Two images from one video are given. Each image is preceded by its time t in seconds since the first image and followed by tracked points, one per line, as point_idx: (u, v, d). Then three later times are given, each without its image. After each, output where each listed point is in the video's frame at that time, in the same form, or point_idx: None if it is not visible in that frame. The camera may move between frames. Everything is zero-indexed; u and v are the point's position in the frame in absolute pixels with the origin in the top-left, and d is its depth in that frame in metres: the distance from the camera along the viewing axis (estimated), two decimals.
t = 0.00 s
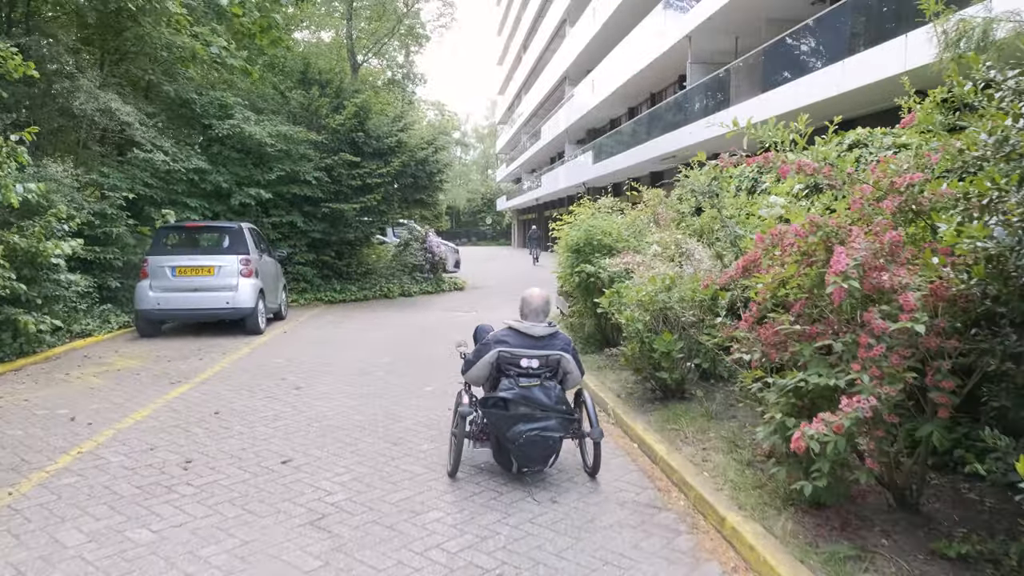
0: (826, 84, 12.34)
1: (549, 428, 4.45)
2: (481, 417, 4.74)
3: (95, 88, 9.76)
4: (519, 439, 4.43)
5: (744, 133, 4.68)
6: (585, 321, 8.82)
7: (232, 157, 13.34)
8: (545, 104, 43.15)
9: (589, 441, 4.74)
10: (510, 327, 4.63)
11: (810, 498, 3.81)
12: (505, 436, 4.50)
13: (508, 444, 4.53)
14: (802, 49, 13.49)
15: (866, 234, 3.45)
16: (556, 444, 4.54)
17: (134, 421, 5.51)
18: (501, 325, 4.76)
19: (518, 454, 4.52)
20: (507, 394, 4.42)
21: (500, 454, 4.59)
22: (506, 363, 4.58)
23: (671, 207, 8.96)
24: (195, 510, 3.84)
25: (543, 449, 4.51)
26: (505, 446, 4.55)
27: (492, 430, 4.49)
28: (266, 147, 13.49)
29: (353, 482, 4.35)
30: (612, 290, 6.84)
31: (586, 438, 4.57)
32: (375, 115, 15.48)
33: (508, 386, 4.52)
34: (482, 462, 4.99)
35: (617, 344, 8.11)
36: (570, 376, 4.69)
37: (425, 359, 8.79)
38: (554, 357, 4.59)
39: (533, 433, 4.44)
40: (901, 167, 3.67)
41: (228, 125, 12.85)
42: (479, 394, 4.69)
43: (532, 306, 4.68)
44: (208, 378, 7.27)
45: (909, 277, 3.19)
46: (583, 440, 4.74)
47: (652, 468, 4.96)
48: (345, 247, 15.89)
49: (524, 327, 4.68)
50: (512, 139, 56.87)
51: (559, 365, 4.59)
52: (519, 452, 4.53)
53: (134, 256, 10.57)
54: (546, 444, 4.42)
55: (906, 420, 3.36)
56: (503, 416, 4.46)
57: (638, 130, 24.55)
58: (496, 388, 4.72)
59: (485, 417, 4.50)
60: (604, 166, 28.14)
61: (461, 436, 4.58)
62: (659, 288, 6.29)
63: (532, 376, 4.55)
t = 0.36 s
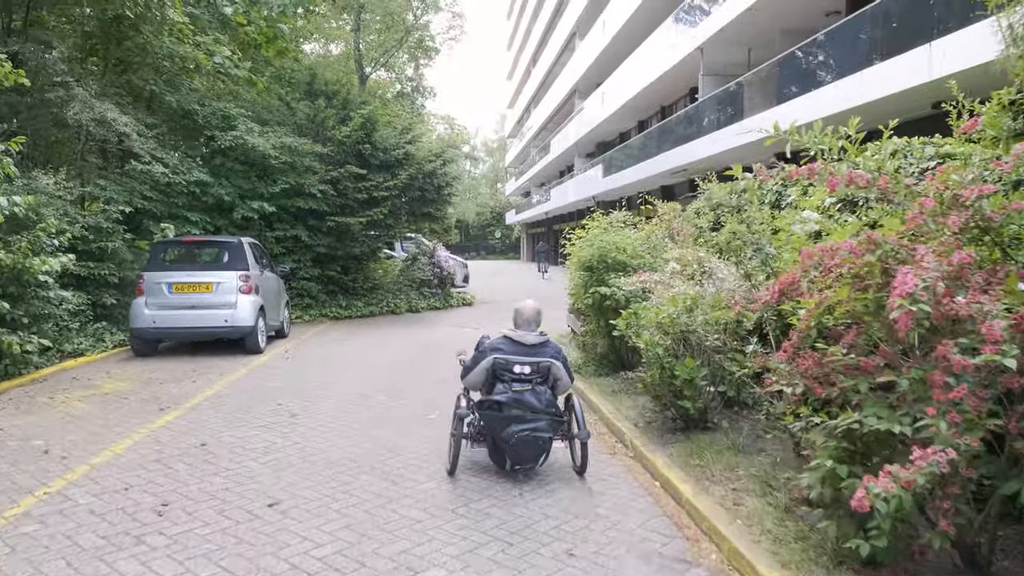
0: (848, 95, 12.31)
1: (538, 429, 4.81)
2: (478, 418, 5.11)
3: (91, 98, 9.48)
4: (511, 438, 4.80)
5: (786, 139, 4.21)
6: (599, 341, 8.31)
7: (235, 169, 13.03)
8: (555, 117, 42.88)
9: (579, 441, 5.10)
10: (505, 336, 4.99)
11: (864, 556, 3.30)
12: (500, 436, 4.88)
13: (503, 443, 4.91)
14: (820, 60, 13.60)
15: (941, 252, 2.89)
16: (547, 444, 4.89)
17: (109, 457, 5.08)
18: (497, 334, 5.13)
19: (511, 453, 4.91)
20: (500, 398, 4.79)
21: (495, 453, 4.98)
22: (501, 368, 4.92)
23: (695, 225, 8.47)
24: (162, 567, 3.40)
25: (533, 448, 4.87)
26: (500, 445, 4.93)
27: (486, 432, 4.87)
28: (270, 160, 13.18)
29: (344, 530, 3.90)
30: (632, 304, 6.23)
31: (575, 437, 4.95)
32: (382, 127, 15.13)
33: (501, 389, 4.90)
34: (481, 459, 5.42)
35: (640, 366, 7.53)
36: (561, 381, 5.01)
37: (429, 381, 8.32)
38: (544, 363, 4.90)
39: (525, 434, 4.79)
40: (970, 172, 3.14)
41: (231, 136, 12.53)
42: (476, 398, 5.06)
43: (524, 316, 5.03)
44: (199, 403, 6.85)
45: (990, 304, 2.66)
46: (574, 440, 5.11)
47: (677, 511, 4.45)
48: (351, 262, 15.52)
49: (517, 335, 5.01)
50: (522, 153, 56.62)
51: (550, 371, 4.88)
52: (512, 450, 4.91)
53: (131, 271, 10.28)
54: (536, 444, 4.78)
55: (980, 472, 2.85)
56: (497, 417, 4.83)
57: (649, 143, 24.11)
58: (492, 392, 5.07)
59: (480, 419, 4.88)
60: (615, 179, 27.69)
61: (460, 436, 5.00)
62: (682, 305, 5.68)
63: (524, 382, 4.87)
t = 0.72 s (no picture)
0: (867, 100, 11.94)
1: (530, 425, 5.23)
2: (476, 417, 5.53)
3: (80, 101, 9.20)
4: (505, 433, 5.23)
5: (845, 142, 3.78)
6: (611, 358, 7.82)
7: (234, 177, 12.69)
8: (560, 126, 42.55)
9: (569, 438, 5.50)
10: (500, 341, 5.47)
11: None
12: (495, 432, 5.30)
13: (498, 438, 5.34)
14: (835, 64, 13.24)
15: None
16: (538, 439, 5.31)
17: (84, 489, 4.67)
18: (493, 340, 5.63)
19: (506, 448, 5.33)
20: (495, 397, 5.22)
21: (490, 449, 5.40)
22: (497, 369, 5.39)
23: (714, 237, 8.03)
24: None
25: (525, 442, 5.29)
26: (495, 441, 5.35)
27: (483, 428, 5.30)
28: (270, 167, 12.83)
29: None
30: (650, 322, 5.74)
31: (564, 434, 5.38)
32: (385, 134, 14.79)
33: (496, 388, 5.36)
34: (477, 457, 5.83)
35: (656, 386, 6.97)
36: (552, 383, 5.44)
37: (431, 398, 7.90)
38: (536, 365, 5.35)
39: (517, 429, 5.22)
40: None
41: (228, 142, 12.19)
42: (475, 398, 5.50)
43: (518, 323, 5.53)
44: (187, 424, 6.43)
45: None
46: (564, 438, 5.52)
47: (704, 555, 4.00)
48: (353, 272, 15.12)
49: (513, 340, 5.49)
50: (526, 161, 56.35)
51: (540, 372, 5.34)
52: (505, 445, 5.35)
53: (123, 282, 9.93)
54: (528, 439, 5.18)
55: None
56: (493, 414, 5.26)
57: (657, 151, 23.64)
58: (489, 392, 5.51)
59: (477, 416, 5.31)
60: (621, 187, 27.23)
61: (458, 432, 5.42)
62: (706, 324, 5.18)
63: (518, 382, 5.30)
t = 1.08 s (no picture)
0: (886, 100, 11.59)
1: (525, 419, 5.59)
2: (474, 412, 5.89)
3: (64, 101, 8.91)
4: (501, 426, 5.60)
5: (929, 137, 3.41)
6: (622, 371, 7.31)
7: (229, 179, 12.30)
8: (562, 129, 42.17)
9: (561, 432, 5.86)
10: (497, 342, 5.83)
11: None
12: (490, 426, 5.68)
13: (495, 432, 5.70)
14: (851, 64, 12.90)
15: None
16: (532, 433, 5.67)
17: (54, 522, 4.27)
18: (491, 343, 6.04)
19: (502, 440, 5.69)
20: (492, 393, 5.60)
21: (487, 441, 5.77)
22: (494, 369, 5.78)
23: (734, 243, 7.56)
24: None
25: (520, 435, 5.66)
26: (492, 434, 5.72)
27: (479, 423, 5.66)
28: (266, 170, 12.45)
29: None
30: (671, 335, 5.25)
31: (556, 428, 5.75)
32: (385, 137, 14.40)
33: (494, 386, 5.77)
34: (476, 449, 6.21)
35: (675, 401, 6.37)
36: (545, 382, 5.81)
37: (432, 412, 7.46)
38: (531, 365, 5.73)
39: (513, 423, 5.58)
40: None
41: (222, 144, 11.83)
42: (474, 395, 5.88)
43: (515, 326, 5.90)
44: (172, 443, 6.02)
45: None
46: (556, 432, 5.90)
47: None
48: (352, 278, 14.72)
49: (510, 342, 5.86)
50: (527, 166, 56.01)
51: (534, 371, 5.73)
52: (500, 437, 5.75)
53: (112, 289, 9.54)
54: (522, 432, 5.53)
55: None
56: (489, 409, 5.64)
57: (662, 154, 23.22)
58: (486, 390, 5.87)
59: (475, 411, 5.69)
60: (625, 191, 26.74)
61: (458, 426, 5.81)
62: (734, 338, 4.73)
63: (514, 380, 5.67)
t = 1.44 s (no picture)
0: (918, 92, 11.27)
1: (521, 412, 6.00)
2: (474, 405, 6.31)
3: (44, 96, 8.40)
4: (499, 419, 6.04)
5: None
6: (637, 382, 6.84)
7: (220, 181, 11.86)
8: (562, 130, 41.68)
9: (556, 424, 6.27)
10: (494, 340, 6.20)
11: None
12: (489, 418, 6.12)
13: (494, 424, 6.13)
14: (874, 57, 12.54)
15: None
16: (527, 425, 6.09)
17: (12, 560, 3.78)
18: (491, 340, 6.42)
19: (500, 431, 6.12)
20: (490, 388, 6.02)
21: (486, 433, 6.21)
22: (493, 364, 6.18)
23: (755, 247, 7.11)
24: None
25: (516, 427, 6.09)
26: (490, 426, 6.17)
27: (478, 416, 6.10)
28: (259, 170, 11.99)
29: None
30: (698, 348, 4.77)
31: (550, 421, 6.15)
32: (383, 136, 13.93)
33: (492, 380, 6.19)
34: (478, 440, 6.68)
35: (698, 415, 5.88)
36: (540, 377, 6.19)
37: (434, 426, 6.98)
38: (526, 361, 6.09)
39: (509, 416, 6.00)
40: None
41: (213, 143, 11.36)
42: (474, 389, 6.30)
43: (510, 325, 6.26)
44: (151, 463, 5.52)
45: None
46: (551, 424, 6.31)
47: None
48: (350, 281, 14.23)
49: (506, 340, 6.23)
50: (527, 167, 55.53)
51: (529, 367, 6.10)
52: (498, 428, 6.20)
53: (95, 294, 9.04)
54: (517, 425, 5.94)
55: None
56: (488, 403, 6.07)
57: (666, 154, 22.76)
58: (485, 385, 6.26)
59: (475, 404, 6.13)
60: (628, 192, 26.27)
61: (460, 419, 6.25)
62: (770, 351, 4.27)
63: (510, 376, 6.06)
